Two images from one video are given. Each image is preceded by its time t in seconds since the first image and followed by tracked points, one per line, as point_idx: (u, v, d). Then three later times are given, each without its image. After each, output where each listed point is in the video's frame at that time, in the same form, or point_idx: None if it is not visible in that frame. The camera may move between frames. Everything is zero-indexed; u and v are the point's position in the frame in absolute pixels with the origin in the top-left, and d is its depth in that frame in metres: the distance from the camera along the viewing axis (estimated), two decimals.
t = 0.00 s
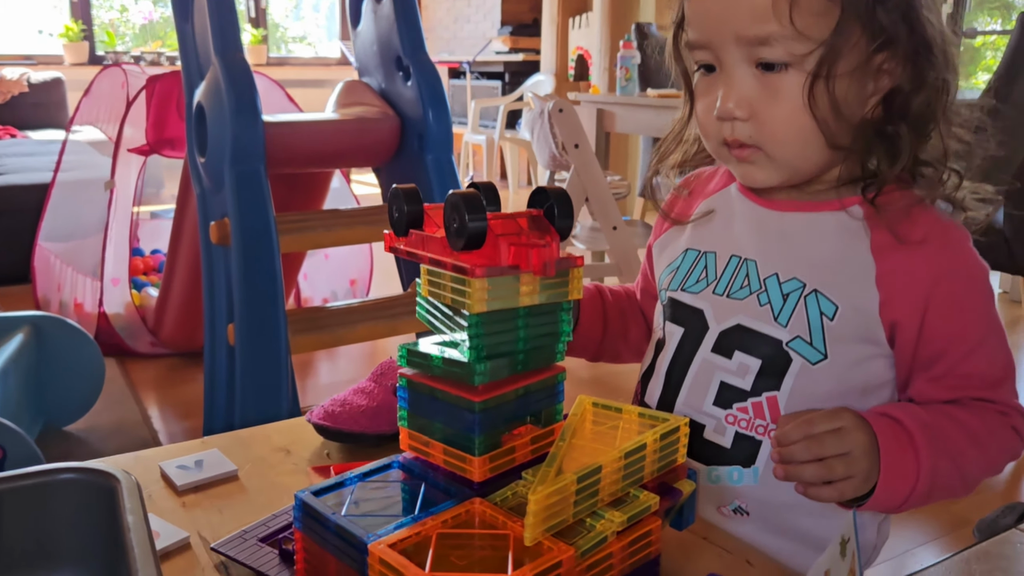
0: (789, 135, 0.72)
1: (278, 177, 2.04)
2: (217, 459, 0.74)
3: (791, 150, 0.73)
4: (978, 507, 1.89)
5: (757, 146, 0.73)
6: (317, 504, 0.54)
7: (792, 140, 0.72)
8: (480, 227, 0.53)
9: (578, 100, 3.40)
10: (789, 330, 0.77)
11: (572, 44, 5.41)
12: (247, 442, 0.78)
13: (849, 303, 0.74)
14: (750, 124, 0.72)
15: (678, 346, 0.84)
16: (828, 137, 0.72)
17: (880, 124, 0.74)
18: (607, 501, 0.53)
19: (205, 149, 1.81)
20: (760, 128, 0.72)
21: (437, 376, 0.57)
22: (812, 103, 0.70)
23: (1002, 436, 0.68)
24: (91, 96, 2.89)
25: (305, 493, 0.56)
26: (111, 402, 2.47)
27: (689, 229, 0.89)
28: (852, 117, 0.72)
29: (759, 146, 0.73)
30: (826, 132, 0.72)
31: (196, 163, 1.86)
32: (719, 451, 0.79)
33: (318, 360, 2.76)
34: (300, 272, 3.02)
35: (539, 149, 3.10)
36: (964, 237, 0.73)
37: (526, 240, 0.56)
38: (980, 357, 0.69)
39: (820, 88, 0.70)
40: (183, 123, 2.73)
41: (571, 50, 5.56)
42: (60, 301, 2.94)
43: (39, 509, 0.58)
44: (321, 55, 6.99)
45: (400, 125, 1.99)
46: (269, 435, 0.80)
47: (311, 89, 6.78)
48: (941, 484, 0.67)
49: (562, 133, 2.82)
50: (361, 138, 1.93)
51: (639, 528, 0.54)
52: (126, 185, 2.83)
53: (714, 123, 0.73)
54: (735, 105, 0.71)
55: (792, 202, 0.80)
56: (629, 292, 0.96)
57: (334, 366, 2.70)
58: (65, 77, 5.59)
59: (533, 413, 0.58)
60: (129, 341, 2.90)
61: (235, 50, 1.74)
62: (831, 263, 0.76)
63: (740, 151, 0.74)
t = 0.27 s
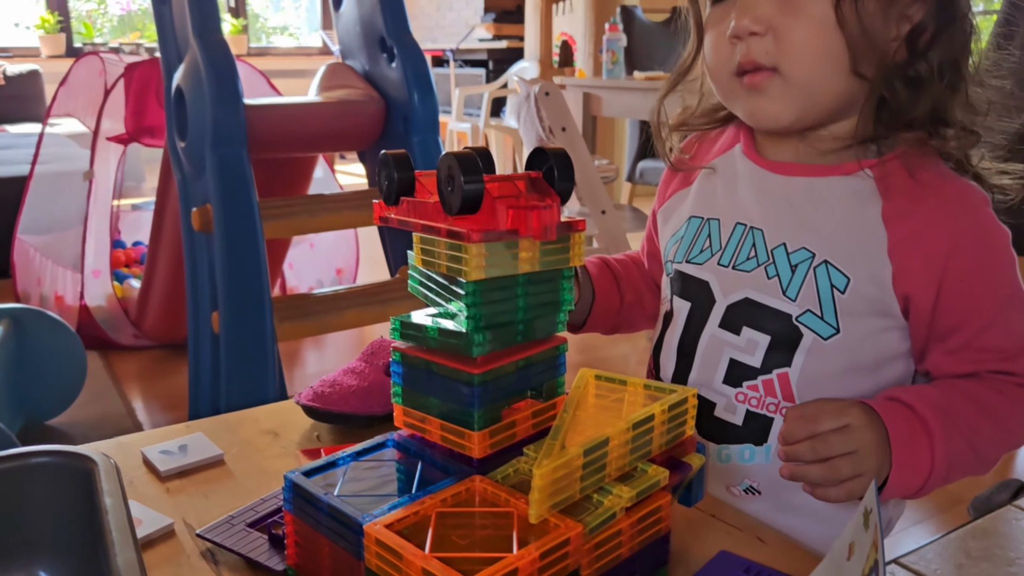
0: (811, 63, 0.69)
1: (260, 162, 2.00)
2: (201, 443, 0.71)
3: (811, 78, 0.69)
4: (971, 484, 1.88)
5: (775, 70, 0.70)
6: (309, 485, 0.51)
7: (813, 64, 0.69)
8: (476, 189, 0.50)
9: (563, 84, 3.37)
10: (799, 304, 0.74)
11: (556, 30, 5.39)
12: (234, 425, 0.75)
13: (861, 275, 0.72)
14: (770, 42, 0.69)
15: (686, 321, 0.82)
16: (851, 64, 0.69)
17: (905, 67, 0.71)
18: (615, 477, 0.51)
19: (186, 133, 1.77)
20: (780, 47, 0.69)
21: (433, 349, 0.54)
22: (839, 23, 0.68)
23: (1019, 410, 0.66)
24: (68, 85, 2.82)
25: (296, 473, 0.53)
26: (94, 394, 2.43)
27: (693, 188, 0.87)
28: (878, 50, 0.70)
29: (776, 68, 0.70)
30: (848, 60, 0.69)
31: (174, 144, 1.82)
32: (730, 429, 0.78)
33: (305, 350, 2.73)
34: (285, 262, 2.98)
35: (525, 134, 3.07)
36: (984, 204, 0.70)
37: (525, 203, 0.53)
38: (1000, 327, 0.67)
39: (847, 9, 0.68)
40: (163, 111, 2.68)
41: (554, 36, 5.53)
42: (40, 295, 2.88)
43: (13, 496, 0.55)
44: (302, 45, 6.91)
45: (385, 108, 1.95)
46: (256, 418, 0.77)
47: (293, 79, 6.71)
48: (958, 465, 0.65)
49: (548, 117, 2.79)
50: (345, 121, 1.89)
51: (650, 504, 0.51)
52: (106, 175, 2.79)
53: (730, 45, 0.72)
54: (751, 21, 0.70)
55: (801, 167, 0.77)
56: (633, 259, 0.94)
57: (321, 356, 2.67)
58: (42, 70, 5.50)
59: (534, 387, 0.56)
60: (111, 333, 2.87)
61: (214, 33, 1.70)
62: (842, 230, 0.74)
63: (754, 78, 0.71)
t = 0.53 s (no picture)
0: (888, 35, 0.65)
1: (239, 155, 1.98)
2: (186, 440, 0.71)
3: (884, 52, 0.66)
4: (952, 467, 1.90)
5: (855, 42, 0.66)
6: (297, 480, 0.51)
7: (889, 42, 0.66)
8: (459, 179, 0.50)
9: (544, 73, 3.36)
10: (775, 294, 0.75)
11: (536, 18, 5.38)
12: (219, 422, 0.74)
13: (834, 263, 0.73)
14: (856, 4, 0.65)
15: (670, 311, 0.83)
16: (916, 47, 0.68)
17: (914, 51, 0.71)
18: (604, 465, 0.51)
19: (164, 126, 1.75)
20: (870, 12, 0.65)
21: (417, 342, 0.54)
22: None
23: (1002, 389, 0.66)
24: (41, 80, 2.79)
25: (283, 469, 0.52)
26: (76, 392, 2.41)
27: (679, 170, 0.87)
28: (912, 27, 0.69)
29: (856, 39, 0.66)
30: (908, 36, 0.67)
31: (151, 139, 1.79)
32: (715, 418, 0.79)
33: (288, 344, 2.72)
34: (267, 255, 2.96)
35: (506, 123, 3.06)
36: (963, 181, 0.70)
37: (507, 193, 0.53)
38: (981, 305, 0.66)
39: None
40: (140, 105, 2.66)
41: (534, 25, 5.52)
42: (18, 293, 2.75)
43: None
44: (280, 36, 6.86)
45: (364, 98, 1.94)
46: (241, 414, 0.76)
47: (271, 71, 6.66)
48: (937, 447, 0.65)
49: (529, 106, 2.78)
50: (325, 113, 1.88)
51: (639, 491, 0.51)
52: (83, 170, 2.75)
53: None
54: None
55: (780, 153, 0.78)
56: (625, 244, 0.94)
57: (305, 350, 2.66)
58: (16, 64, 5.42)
59: (521, 377, 0.55)
60: (92, 330, 2.86)
61: (190, 24, 1.68)
62: (819, 218, 0.74)
63: (832, 47, 0.67)
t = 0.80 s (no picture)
0: (844, 86, 0.68)
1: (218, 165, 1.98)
2: (167, 471, 0.72)
3: (839, 104, 0.69)
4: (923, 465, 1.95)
5: (810, 91, 0.69)
6: (274, 520, 0.52)
7: (842, 89, 0.68)
8: (430, 225, 0.52)
9: (522, 74, 3.37)
10: (755, 321, 0.77)
11: (516, 16, 5.39)
12: (200, 450, 0.76)
13: (811, 292, 0.75)
14: (811, 58, 0.68)
15: (648, 338, 0.84)
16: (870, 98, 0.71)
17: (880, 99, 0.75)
18: (571, 500, 0.53)
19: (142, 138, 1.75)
20: (825, 65, 0.68)
21: (390, 382, 0.55)
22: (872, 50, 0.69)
23: (963, 412, 0.70)
24: (18, 86, 2.80)
25: (261, 508, 0.54)
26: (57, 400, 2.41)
27: (647, 201, 0.88)
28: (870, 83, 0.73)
29: (811, 90, 0.69)
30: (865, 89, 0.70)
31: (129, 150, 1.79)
32: (694, 443, 0.80)
33: (270, 349, 2.73)
34: (248, 260, 2.96)
35: (485, 125, 3.07)
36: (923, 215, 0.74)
37: (478, 238, 0.54)
38: (943, 334, 0.71)
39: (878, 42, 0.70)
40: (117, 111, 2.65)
41: (514, 22, 5.53)
42: None
43: None
44: (258, 34, 6.82)
45: (343, 107, 1.94)
46: (221, 442, 0.78)
47: (250, 69, 6.63)
48: (909, 471, 0.69)
49: (507, 109, 2.79)
50: (303, 123, 1.88)
51: (604, 524, 0.53)
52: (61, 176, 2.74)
53: (775, 51, 0.70)
54: (808, 35, 0.68)
55: (750, 184, 0.80)
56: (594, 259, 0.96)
57: (287, 355, 2.67)
58: None
59: (492, 412, 0.57)
60: (72, 338, 2.83)
61: (168, 36, 1.68)
62: (793, 249, 0.76)
63: (785, 91, 0.70)
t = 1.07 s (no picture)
0: (802, 127, 0.70)
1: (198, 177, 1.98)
2: (138, 505, 0.73)
3: (798, 145, 0.70)
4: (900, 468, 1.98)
5: (768, 133, 0.70)
6: (236, 566, 0.53)
7: (799, 129, 0.70)
8: (388, 274, 0.53)
9: (504, 78, 3.38)
10: (726, 352, 0.77)
11: (500, 16, 5.40)
12: (170, 482, 0.77)
13: (780, 325, 0.76)
14: (767, 102, 0.70)
15: (626, 365, 0.84)
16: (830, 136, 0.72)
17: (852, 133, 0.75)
18: (527, 541, 0.54)
19: (119, 152, 1.74)
20: (782, 108, 0.69)
21: (352, 426, 0.56)
22: (829, 87, 0.71)
23: (931, 448, 0.70)
24: None
25: (223, 552, 0.55)
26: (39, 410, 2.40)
27: (630, 230, 0.88)
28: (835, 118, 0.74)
29: (770, 132, 0.70)
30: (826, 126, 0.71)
31: (110, 164, 1.79)
32: (669, 470, 0.80)
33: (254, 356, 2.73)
34: (230, 266, 2.95)
35: (467, 130, 3.08)
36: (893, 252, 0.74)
37: (436, 285, 0.56)
38: (910, 366, 0.71)
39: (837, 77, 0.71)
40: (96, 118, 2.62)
41: (498, 22, 5.53)
42: None
43: None
44: (242, 34, 6.79)
45: (322, 118, 1.95)
46: (191, 475, 0.79)
47: (234, 70, 6.60)
48: (872, 506, 0.70)
49: (489, 114, 2.80)
50: (282, 135, 1.89)
51: (561, 563, 0.55)
52: (41, 184, 2.73)
53: (731, 96, 0.72)
54: (762, 80, 0.70)
55: (723, 220, 0.80)
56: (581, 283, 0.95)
57: (271, 362, 2.67)
58: None
59: (453, 453, 0.58)
60: (54, 346, 2.81)
61: (144, 50, 1.68)
62: (762, 282, 0.77)
63: (743, 135, 0.72)
